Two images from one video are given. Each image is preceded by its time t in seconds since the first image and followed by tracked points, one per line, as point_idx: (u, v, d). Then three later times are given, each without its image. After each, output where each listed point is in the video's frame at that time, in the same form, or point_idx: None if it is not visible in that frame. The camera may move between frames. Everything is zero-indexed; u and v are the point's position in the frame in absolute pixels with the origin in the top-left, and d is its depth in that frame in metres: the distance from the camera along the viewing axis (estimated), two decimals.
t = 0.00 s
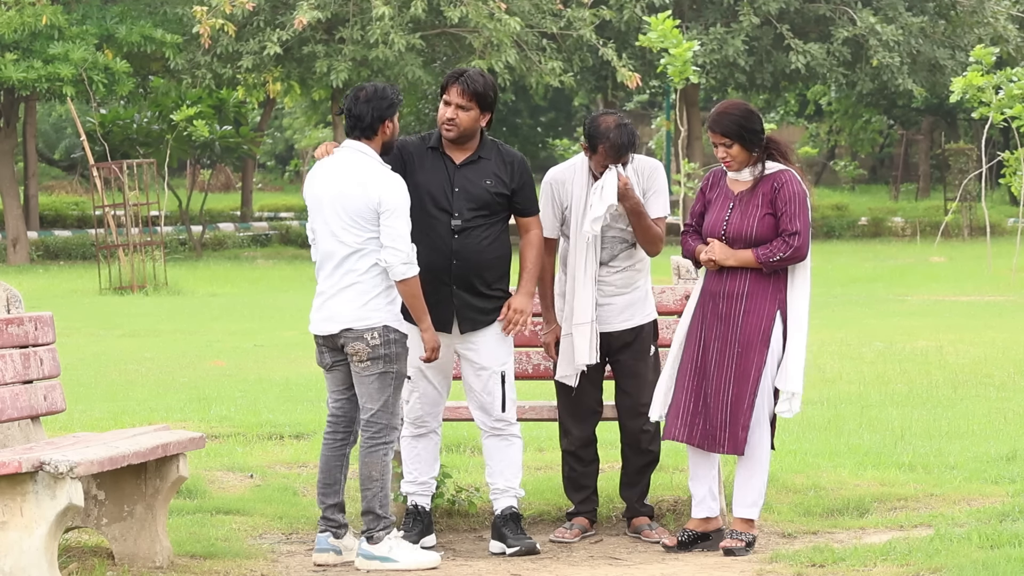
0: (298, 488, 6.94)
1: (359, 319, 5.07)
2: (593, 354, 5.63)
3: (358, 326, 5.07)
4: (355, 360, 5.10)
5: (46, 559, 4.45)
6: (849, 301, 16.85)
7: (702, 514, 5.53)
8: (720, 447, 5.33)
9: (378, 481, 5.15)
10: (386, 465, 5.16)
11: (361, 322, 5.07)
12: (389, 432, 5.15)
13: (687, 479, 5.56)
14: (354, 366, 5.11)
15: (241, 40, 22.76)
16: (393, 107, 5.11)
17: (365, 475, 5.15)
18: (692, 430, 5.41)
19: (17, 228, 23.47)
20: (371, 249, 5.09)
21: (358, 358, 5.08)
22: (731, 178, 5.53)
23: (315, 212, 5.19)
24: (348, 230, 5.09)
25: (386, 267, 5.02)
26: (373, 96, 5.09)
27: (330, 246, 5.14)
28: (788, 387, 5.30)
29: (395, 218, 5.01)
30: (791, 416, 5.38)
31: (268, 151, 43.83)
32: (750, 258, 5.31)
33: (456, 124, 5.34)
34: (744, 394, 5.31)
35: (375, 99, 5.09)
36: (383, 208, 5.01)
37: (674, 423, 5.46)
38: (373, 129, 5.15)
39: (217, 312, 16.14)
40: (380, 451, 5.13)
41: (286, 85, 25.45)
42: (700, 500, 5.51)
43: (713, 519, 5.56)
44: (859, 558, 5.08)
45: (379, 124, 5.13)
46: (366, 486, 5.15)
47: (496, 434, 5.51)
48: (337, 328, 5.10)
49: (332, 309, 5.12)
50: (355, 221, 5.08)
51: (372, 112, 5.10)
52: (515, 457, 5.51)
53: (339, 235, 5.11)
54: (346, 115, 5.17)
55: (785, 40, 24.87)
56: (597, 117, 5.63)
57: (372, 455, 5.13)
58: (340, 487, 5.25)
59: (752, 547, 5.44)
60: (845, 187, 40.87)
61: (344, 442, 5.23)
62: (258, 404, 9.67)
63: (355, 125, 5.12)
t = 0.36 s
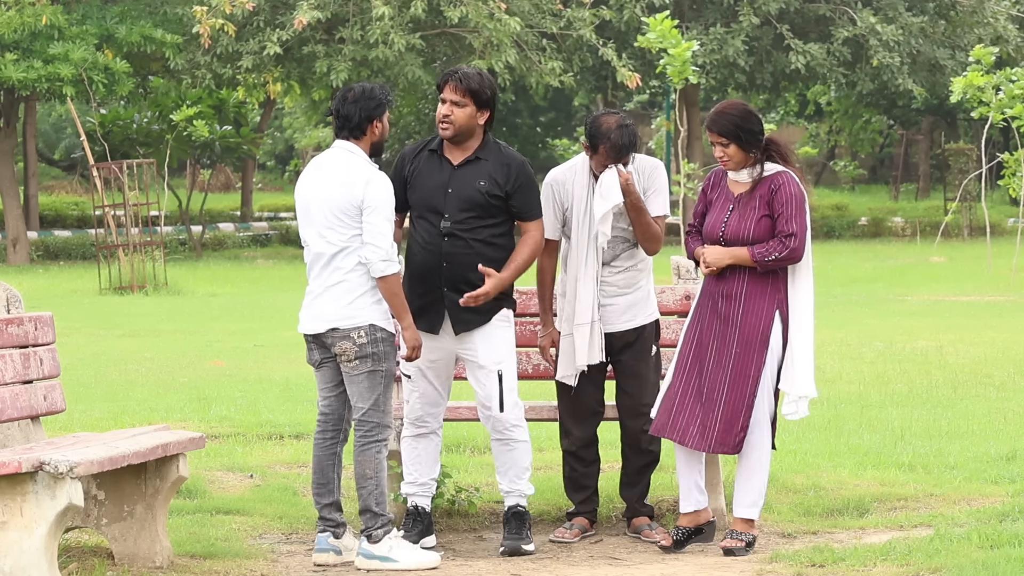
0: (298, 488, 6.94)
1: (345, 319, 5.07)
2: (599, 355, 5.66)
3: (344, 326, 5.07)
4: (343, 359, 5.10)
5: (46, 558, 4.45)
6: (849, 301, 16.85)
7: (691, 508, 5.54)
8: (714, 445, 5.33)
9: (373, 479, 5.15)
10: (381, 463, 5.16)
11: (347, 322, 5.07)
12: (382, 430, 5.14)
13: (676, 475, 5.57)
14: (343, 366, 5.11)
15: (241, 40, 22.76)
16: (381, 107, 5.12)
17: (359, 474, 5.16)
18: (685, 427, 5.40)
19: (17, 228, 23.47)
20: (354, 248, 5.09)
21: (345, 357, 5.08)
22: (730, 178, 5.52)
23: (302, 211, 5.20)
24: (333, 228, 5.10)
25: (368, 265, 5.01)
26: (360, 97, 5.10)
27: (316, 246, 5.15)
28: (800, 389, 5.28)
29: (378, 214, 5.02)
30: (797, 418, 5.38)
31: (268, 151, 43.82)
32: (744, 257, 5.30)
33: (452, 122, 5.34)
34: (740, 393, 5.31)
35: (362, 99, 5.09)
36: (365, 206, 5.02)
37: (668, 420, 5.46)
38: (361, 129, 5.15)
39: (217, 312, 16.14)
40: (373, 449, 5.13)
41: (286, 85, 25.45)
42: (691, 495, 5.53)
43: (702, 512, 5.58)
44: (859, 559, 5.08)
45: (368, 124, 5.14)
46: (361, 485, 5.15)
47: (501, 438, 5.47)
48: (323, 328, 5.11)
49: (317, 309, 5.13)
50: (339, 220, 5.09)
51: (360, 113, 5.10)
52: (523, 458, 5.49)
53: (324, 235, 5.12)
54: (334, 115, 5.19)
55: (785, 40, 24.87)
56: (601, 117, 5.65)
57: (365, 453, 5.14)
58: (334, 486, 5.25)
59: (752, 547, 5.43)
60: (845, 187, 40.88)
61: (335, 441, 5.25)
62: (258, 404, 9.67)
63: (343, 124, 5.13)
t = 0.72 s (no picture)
0: (298, 488, 6.94)
1: (350, 319, 5.07)
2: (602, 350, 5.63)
3: (349, 326, 5.07)
4: (347, 359, 5.10)
5: (46, 559, 4.45)
6: (849, 300, 16.85)
7: (685, 514, 5.45)
8: (712, 446, 5.31)
9: (373, 479, 5.15)
10: (381, 463, 5.15)
11: (352, 322, 5.07)
12: (384, 430, 5.14)
13: (670, 481, 5.49)
14: (347, 366, 5.11)
15: (240, 40, 22.77)
16: (377, 106, 5.10)
17: (360, 474, 5.15)
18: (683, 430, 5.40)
19: (17, 228, 23.48)
20: (358, 248, 5.09)
21: (350, 357, 5.08)
22: (722, 179, 5.51)
23: (303, 212, 5.20)
24: (336, 228, 5.10)
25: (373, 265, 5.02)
26: (356, 96, 5.08)
27: (319, 248, 5.15)
28: (785, 388, 5.28)
29: (379, 213, 5.02)
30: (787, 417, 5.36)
31: (268, 151, 43.84)
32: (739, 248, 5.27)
33: (463, 125, 5.34)
34: (737, 393, 5.29)
35: (359, 99, 5.08)
36: (368, 206, 5.02)
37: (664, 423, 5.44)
38: (359, 129, 5.14)
39: (217, 312, 16.15)
40: (374, 449, 5.12)
41: (286, 85, 25.46)
42: (685, 500, 5.45)
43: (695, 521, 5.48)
44: (859, 559, 5.08)
45: (364, 124, 5.13)
46: (362, 485, 5.15)
47: (506, 437, 5.50)
48: (328, 328, 5.11)
49: (323, 309, 5.13)
50: (342, 221, 5.09)
51: (355, 112, 5.09)
52: (525, 459, 5.49)
53: (328, 236, 5.11)
54: (331, 115, 5.17)
55: (785, 40, 24.88)
56: (602, 111, 5.65)
57: (366, 454, 5.13)
58: (335, 486, 5.24)
59: (752, 547, 5.43)
60: (845, 187, 40.88)
61: (337, 441, 5.24)
62: (258, 404, 9.67)
63: (340, 124, 5.12)
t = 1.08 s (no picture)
0: (298, 488, 6.94)
1: (354, 319, 5.07)
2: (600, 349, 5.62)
3: (353, 326, 5.07)
4: (351, 359, 5.10)
5: (46, 559, 4.45)
6: (849, 300, 16.85)
7: (680, 515, 5.46)
8: (704, 447, 5.32)
9: (374, 480, 5.15)
10: (382, 463, 5.15)
11: (356, 322, 5.07)
12: (385, 431, 5.14)
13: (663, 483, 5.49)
14: (350, 365, 5.11)
15: (240, 40, 22.78)
16: (379, 106, 5.10)
17: (361, 474, 5.15)
18: (673, 430, 5.37)
19: (17, 228, 23.48)
20: (361, 248, 5.09)
21: (353, 357, 5.08)
22: (707, 176, 5.48)
23: (305, 211, 5.20)
24: (339, 228, 5.10)
25: (376, 264, 5.02)
26: (358, 96, 5.08)
27: (323, 249, 5.15)
28: (787, 386, 5.30)
29: (382, 213, 5.02)
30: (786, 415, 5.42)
31: (268, 151, 43.84)
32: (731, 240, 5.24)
33: (463, 125, 5.33)
34: (728, 394, 5.29)
35: (360, 99, 5.08)
36: (371, 205, 5.02)
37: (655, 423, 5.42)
38: (360, 129, 5.14)
39: (217, 312, 16.15)
40: (375, 450, 5.12)
41: (286, 85, 25.45)
42: (678, 502, 5.45)
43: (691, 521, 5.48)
44: (859, 558, 5.08)
45: (366, 123, 5.13)
46: (363, 484, 5.15)
47: (505, 434, 5.49)
48: (332, 327, 5.10)
49: (326, 309, 5.13)
50: (345, 221, 5.09)
51: (357, 111, 5.09)
52: (523, 457, 5.49)
53: (331, 236, 5.12)
54: (331, 115, 5.17)
55: (785, 40, 24.89)
56: (608, 110, 5.67)
57: (367, 454, 5.12)
58: (337, 485, 5.23)
59: (752, 547, 5.43)
60: (845, 187, 40.89)
61: (339, 441, 5.24)
62: (259, 404, 9.67)
63: (342, 124, 5.12)
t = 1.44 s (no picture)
0: (298, 488, 6.94)
1: (355, 319, 5.07)
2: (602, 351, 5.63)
3: (355, 326, 5.07)
4: (352, 359, 5.10)
5: (46, 559, 4.45)
6: (849, 300, 16.85)
7: (680, 514, 5.45)
8: (685, 445, 5.31)
9: (375, 480, 5.15)
10: (383, 464, 5.15)
11: (357, 322, 5.07)
12: (385, 431, 5.14)
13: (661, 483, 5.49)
14: (351, 366, 5.11)
15: (241, 40, 22.77)
16: (376, 106, 5.09)
17: (362, 474, 5.15)
18: (656, 429, 5.37)
19: (17, 228, 23.47)
20: (363, 248, 5.10)
21: (354, 357, 5.09)
22: (690, 174, 5.48)
23: (306, 212, 5.21)
24: (340, 228, 5.10)
25: (377, 264, 5.02)
26: (356, 96, 5.08)
27: (325, 249, 5.15)
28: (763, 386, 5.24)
29: (383, 212, 5.02)
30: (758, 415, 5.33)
31: (268, 151, 43.82)
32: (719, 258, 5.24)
33: (462, 123, 5.34)
34: (710, 393, 5.29)
35: (359, 99, 5.08)
36: (373, 205, 5.02)
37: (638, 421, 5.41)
38: (359, 129, 5.14)
39: (217, 312, 16.14)
40: (376, 450, 5.12)
41: (286, 85, 25.45)
42: (678, 501, 5.45)
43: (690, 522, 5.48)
44: (859, 559, 5.08)
45: (364, 123, 5.12)
46: (363, 484, 5.15)
47: (505, 434, 5.50)
48: (333, 328, 5.10)
49: (328, 309, 5.12)
50: (346, 221, 5.09)
51: (355, 111, 5.09)
52: (524, 456, 5.50)
53: (332, 236, 5.12)
54: (330, 115, 5.17)
55: (785, 40, 24.87)
56: (613, 107, 5.73)
57: (368, 454, 5.12)
58: (337, 485, 5.24)
59: (752, 547, 5.42)
60: (845, 187, 40.88)
61: (339, 441, 5.24)
62: (258, 404, 9.67)
63: (339, 124, 5.12)
